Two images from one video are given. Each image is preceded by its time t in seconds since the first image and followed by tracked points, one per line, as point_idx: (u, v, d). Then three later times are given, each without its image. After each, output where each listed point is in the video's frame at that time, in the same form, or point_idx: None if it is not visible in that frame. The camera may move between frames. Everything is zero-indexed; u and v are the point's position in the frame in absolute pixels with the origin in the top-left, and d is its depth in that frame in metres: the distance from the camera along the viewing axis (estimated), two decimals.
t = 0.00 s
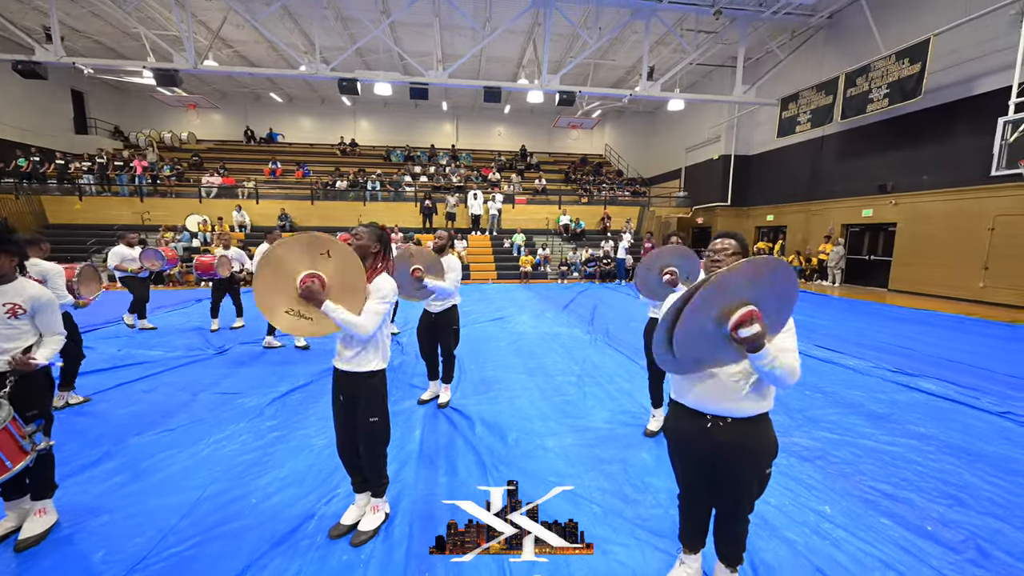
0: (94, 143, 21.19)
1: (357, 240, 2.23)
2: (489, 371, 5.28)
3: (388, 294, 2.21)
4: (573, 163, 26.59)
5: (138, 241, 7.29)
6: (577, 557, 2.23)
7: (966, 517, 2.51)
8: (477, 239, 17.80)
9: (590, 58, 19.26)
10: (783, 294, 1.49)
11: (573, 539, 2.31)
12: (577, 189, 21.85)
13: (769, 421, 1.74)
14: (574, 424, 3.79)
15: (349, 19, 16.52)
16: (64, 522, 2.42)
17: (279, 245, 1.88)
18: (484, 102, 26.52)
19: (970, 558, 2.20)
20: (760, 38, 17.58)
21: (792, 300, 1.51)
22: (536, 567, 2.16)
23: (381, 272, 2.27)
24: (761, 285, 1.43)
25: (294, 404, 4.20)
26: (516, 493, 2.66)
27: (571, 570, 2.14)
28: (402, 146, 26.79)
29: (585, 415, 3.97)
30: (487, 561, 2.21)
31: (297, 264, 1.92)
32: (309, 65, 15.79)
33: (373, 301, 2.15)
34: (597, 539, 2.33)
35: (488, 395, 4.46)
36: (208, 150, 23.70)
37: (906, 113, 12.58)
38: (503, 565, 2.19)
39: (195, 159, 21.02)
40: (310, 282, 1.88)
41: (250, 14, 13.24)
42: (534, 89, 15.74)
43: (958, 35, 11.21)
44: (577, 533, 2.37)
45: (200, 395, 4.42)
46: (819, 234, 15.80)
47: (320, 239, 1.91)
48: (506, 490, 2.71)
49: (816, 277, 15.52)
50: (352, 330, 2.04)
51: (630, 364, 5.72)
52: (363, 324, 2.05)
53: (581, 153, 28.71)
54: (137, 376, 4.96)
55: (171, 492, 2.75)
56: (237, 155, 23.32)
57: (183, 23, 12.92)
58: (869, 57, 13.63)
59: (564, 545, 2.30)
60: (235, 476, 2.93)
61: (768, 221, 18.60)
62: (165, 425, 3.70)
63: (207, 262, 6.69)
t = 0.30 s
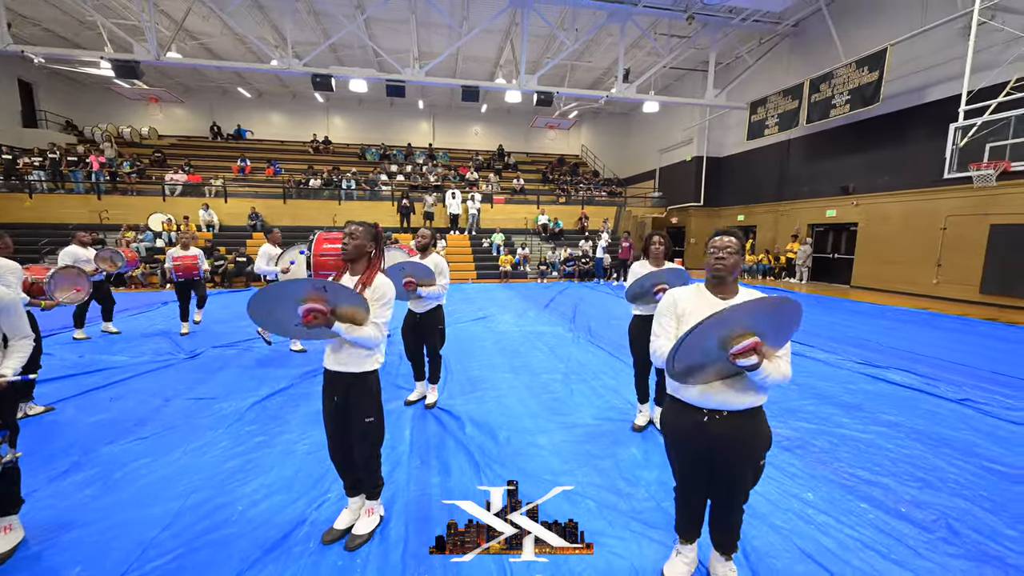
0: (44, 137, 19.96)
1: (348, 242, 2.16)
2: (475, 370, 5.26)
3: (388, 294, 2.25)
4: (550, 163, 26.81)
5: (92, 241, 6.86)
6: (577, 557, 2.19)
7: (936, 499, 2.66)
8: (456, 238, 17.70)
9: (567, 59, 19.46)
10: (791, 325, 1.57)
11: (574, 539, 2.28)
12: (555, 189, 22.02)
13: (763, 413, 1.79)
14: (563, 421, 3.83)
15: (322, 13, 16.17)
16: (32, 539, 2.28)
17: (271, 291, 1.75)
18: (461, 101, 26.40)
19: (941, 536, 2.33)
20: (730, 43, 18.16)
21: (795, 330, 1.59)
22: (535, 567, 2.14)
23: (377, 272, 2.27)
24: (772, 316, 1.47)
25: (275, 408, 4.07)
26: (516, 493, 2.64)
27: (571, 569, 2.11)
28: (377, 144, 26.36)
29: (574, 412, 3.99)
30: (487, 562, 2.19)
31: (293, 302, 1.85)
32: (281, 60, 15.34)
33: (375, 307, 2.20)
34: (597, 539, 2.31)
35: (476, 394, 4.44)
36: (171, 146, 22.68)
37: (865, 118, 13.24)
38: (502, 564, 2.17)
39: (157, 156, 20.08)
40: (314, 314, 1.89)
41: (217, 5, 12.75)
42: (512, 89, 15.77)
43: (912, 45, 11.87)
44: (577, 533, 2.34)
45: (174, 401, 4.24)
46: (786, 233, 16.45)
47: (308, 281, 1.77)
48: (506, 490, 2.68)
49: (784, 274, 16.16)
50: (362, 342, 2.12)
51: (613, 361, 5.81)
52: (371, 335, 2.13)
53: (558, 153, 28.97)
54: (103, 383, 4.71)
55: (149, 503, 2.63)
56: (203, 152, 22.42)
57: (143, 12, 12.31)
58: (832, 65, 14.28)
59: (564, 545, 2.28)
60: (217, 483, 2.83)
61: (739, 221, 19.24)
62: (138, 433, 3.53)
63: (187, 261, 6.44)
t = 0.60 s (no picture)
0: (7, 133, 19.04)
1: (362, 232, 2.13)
2: (472, 371, 5.23)
3: (398, 286, 2.26)
4: (535, 163, 26.88)
5: (61, 241, 6.57)
6: (578, 557, 2.17)
7: (929, 487, 2.77)
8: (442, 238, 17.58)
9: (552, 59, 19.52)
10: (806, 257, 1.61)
11: (573, 539, 2.27)
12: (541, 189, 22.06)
13: (778, 410, 1.81)
14: (564, 420, 3.84)
15: (303, 9, 15.88)
16: (21, 555, 2.16)
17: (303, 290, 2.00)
18: (445, 100, 26.25)
19: (937, 523, 2.42)
20: (712, 46, 18.50)
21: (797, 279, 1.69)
22: (538, 566, 2.13)
23: (388, 269, 2.25)
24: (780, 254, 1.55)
25: (270, 413, 3.97)
26: (516, 493, 2.62)
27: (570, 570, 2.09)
28: (359, 143, 26.00)
29: (574, 411, 4.01)
30: (489, 561, 2.18)
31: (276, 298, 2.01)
32: (262, 55, 14.95)
33: (385, 298, 2.18)
34: (597, 539, 2.29)
35: (475, 395, 4.42)
36: (144, 142, 21.90)
37: (842, 120, 13.68)
38: (504, 565, 2.15)
39: (129, 153, 19.36)
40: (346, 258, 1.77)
41: None
42: (498, 88, 15.75)
43: (886, 51, 12.31)
44: (577, 532, 2.33)
45: (162, 407, 4.09)
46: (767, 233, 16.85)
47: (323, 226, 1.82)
48: (506, 490, 2.67)
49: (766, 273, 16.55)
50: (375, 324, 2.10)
51: (608, 359, 5.85)
52: (379, 315, 2.14)
53: (543, 153, 29.07)
54: (83, 389, 4.50)
55: (146, 513, 2.53)
56: (178, 150, 21.72)
57: (116, 3, 11.87)
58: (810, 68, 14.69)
59: (564, 545, 2.26)
60: (216, 491, 2.75)
61: (721, 220, 19.64)
62: (126, 441, 3.39)
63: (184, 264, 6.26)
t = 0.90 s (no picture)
0: None
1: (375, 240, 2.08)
2: (475, 371, 5.21)
3: (416, 289, 2.22)
4: (526, 163, 26.93)
5: (47, 243, 6.42)
6: (577, 558, 2.17)
7: (932, 480, 2.84)
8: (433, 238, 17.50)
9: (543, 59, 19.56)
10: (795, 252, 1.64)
11: (573, 539, 2.26)
12: (532, 189, 22.09)
13: (800, 408, 1.83)
14: (570, 419, 3.84)
15: (292, 5, 15.66)
16: (26, 566, 2.09)
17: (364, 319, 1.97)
18: (435, 99, 26.12)
19: (943, 515, 2.49)
20: (701, 48, 18.73)
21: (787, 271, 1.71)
22: (537, 567, 2.12)
23: (404, 271, 2.21)
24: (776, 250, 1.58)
25: (271, 416, 3.90)
26: (516, 493, 2.61)
27: (574, 569, 2.09)
28: (348, 142, 25.72)
29: (580, 410, 4.02)
30: (489, 561, 2.18)
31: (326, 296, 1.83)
32: (249, 52, 14.68)
33: (402, 304, 2.14)
34: (596, 539, 2.29)
35: (480, 395, 4.40)
36: (125, 140, 21.34)
37: (828, 122, 13.97)
38: (503, 565, 2.15)
39: (110, 151, 18.84)
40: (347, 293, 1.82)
41: None
42: (490, 88, 15.73)
43: (870, 55, 12.61)
44: (577, 532, 2.32)
45: (159, 411, 3.99)
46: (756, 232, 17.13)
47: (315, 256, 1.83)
48: (506, 490, 2.66)
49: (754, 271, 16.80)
50: (389, 338, 2.06)
51: (608, 358, 5.88)
52: (397, 327, 2.07)
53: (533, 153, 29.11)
54: (73, 394, 4.37)
55: (152, 520, 2.46)
56: (161, 148, 21.23)
57: None
58: (796, 71, 14.97)
59: (564, 545, 2.26)
60: (224, 497, 2.69)
61: (710, 220, 19.91)
62: (125, 447, 3.29)
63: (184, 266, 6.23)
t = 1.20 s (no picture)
0: None
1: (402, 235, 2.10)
2: (482, 370, 5.23)
3: (440, 289, 2.21)
4: (522, 162, 26.95)
5: (43, 243, 6.31)
6: (579, 557, 2.18)
7: (940, 473, 2.91)
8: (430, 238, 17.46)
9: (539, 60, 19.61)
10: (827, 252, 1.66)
11: (573, 539, 2.27)
12: (529, 189, 22.11)
13: (822, 402, 1.87)
14: (580, 416, 3.88)
15: (287, 4, 15.56)
16: (51, 567, 2.08)
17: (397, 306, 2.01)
18: (430, 99, 26.06)
19: (953, 507, 2.55)
20: (696, 49, 18.88)
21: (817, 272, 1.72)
22: (537, 567, 2.12)
23: (429, 270, 2.21)
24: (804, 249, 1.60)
25: (283, 416, 3.90)
26: (515, 493, 2.62)
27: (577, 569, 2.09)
28: (343, 141, 25.57)
29: (590, 407, 4.07)
30: (491, 562, 2.17)
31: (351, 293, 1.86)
32: (245, 51, 14.56)
33: (426, 303, 2.14)
34: (597, 539, 2.29)
35: (490, 394, 4.42)
36: (116, 139, 21.05)
37: (821, 123, 14.14)
38: (504, 566, 2.15)
39: (101, 150, 18.59)
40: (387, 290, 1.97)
41: None
42: (488, 88, 15.73)
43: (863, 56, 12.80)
44: (577, 532, 2.33)
45: (169, 412, 3.97)
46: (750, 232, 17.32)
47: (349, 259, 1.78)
48: (506, 491, 2.67)
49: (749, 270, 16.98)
50: (414, 337, 2.06)
51: (614, 357, 5.92)
52: (422, 327, 2.06)
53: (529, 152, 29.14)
54: (78, 395, 4.32)
55: (177, 520, 2.46)
56: (153, 148, 20.98)
57: None
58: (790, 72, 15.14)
59: (564, 545, 2.26)
60: (243, 497, 2.69)
61: (705, 220, 20.07)
62: (137, 448, 3.27)
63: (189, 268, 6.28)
